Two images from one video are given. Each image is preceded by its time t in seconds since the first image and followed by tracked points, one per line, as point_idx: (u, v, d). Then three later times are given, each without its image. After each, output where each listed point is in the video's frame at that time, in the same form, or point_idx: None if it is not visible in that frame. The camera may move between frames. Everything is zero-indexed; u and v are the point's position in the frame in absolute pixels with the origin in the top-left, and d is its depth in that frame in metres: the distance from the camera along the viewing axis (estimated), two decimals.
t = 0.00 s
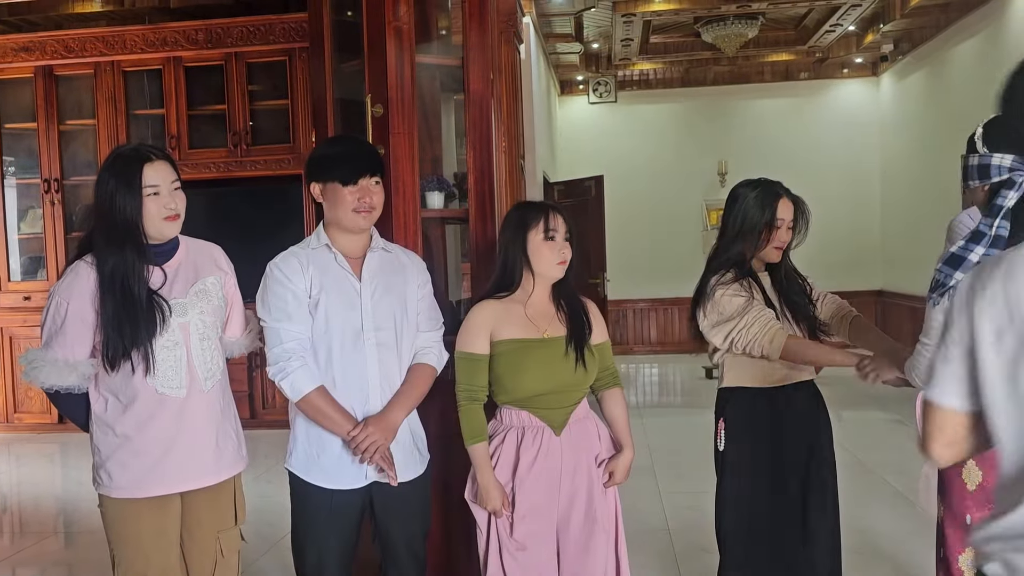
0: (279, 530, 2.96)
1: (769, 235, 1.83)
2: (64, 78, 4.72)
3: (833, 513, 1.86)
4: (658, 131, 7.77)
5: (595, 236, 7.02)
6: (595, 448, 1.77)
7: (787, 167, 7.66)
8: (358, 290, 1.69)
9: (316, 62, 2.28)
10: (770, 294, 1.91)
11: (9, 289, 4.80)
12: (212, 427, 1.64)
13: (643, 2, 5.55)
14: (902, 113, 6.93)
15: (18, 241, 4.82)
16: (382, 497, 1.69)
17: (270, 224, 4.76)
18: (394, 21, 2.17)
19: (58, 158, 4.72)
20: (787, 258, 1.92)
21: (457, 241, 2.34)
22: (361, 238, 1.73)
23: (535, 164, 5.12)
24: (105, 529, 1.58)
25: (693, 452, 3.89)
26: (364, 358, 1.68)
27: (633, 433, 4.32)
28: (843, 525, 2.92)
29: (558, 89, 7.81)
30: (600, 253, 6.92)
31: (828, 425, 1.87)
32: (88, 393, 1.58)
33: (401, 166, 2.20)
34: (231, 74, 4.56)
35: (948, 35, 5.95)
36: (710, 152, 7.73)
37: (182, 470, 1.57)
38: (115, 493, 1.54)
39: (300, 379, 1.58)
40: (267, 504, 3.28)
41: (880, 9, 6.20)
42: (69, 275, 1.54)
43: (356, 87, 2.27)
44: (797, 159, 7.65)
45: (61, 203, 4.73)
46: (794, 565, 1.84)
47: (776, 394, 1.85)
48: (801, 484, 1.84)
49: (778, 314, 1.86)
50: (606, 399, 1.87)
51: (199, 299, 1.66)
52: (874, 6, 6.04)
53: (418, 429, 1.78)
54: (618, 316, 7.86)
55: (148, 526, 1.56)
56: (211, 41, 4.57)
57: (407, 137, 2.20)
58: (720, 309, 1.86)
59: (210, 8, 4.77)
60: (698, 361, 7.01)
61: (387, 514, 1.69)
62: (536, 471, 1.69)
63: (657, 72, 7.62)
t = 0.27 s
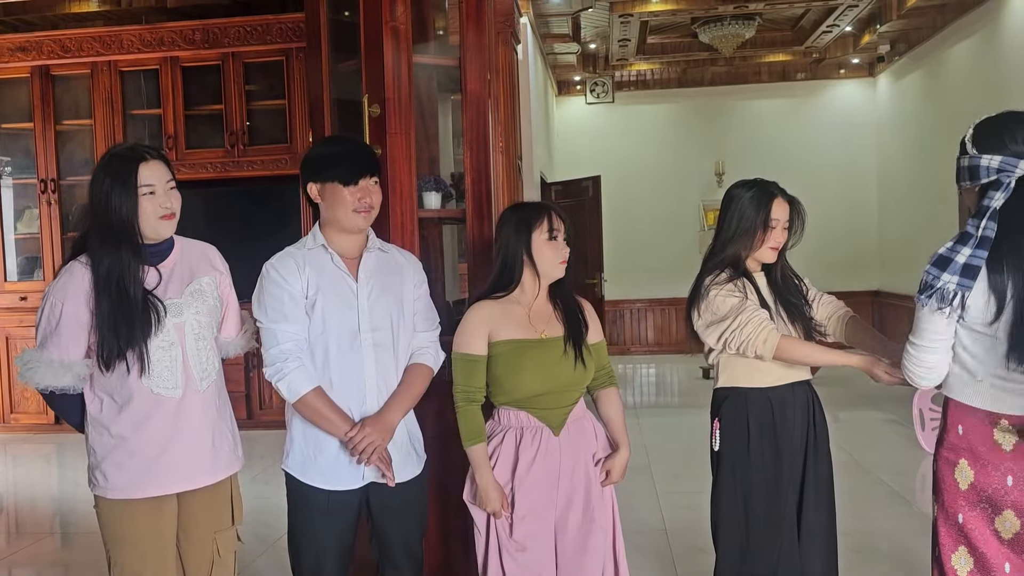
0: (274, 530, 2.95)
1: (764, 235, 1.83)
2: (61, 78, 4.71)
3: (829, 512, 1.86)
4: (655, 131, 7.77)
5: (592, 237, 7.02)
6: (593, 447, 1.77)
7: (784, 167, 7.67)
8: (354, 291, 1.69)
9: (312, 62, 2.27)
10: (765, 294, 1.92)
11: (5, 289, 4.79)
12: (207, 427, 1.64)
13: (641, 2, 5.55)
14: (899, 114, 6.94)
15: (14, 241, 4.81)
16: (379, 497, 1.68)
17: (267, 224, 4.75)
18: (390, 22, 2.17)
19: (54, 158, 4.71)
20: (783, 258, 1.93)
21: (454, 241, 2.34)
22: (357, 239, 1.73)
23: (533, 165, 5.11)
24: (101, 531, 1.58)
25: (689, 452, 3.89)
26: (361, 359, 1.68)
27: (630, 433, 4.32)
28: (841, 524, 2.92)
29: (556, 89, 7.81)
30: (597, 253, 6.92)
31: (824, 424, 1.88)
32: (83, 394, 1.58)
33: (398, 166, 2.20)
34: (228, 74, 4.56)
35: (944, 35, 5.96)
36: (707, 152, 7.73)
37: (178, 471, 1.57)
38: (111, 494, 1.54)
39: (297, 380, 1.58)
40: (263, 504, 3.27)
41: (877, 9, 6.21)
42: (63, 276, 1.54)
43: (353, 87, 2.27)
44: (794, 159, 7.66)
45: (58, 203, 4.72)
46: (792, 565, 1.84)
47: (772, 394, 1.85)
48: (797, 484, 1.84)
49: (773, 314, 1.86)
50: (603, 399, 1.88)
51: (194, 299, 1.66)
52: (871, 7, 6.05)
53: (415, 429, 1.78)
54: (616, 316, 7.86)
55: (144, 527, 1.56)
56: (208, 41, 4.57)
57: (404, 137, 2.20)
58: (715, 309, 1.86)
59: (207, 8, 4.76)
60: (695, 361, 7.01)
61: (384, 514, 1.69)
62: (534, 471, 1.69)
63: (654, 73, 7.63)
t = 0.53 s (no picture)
0: (272, 530, 2.95)
1: (761, 236, 1.84)
2: (58, 78, 4.71)
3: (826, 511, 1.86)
4: (652, 132, 7.78)
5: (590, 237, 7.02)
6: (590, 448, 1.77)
7: (782, 167, 7.67)
8: (352, 291, 1.69)
9: (310, 62, 2.27)
10: (761, 294, 1.92)
11: (2, 289, 4.78)
12: (203, 427, 1.64)
13: (638, 2, 5.55)
14: (896, 114, 6.95)
15: (12, 241, 4.80)
16: (376, 497, 1.68)
17: (265, 224, 4.75)
18: (388, 21, 2.17)
19: (52, 158, 4.70)
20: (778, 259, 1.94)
21: (452, 241, 2.34)
22: (355, 240, 1.73)
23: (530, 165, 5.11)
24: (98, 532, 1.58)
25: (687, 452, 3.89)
26: (358, 359, 1.68)
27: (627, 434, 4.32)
28: (839, 524, 2.92)
29: (554, 89, 7.81)
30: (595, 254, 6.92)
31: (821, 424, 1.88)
32: (79, 395, 1.58)
33: (395, 166, 2.20)
34: (226, 74, 4.56)
35: (941, 36, 5.97)
36: (704, 153, 7.74)
37: (174, 471, 1.57)
38: (107, 495, 1.54)
39: (295, 381, 1.57)
40: (260, 505, 3.27)
41: (874, 10, 6.22)
42: (57, 277, 1.54)
43: (350, 87, 2.27)
44: (791, 160, 7.66)
45: (55, 203, 4.72)
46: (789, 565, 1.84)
47: (768, 394, 1.85)
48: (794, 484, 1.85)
49: (769, 314, 1.87)
50: (600, 399, 1.88)
51: (189, 298, 1.66)
52: (868, 7, 6.06)
53: (412, 430, 1.78)
54: (613, 316, 7.87)
55: (141, 528, 1.56)
56: (206, 41, 4.56)
57: (402, 137, 2.19)
58: (712, 309, 1.86)
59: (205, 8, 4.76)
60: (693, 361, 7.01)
61: (381, 515, 1.69)
62: (531, 471, 1.69)
63: (652, 73, 7.63)
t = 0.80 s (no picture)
0: (271, 530, 2.95)
1: (759, 236, 1.84)
2: (57, 78, 4.70)
3: (825, 512, 1.86)
4: (651, 132, 7.78)
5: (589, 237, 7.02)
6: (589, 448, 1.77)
7: (781, 167, 7.67)
8: (350, 291, 1.69)
9: (309, 62, 2.27)
10: (759, 294, 1.92)
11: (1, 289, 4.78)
12: (202, 426, 1.64)
13: (637, 2, 5.55)
14: (895, 114, 6.95)
15: (10, 241, 4.80)
16: (376, 498, 1.68)
17: (263, 224, 4.75)
18: (387, 21, 2.17)
19: (50, 158, 4.70)
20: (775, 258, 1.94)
21: (451, 241, 2.34)
22: (354, 240, 1.73)
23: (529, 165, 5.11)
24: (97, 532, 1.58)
25: (685, 452, 3.90)
26: (357, 359, 1.68)
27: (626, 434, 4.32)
28: (837, 524, 2.92)
29: (552, 89, 7.81)
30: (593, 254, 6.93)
31: (819, 425, 1.88)
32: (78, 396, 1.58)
33: (394, 166, 2.19)
34: (224, 74, 4.56)
35: (940, 36, 5.98)
36: (703, 153, 7.74)
37: (173, 470, 1.57)
38: (106, 495, 1.54)
39: (294, 382, 1.57)
40: (259, 505, 3.27)
41: (873, 10, 6.23)
42: (54, 278, 1.54)
43: (350, 87, 2.27)
44: (790, 160, 7.67)
45: (53, 203, 4.71)
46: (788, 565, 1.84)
47: (767, 394, 1.85)
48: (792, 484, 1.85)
49: (767, 314, 1.87)
50: (599, 399, 1.88)
51: (187, 298, 1.66)
52: (867, 8, 6.06)
53: (411, 430, 1.78)
54: (612, 317, 7.87)
55: (140, 528, 1.56)
56: (205, 40, 4.56)
57: (401, 137, 2.19)
58: (710, 310, 1.86)
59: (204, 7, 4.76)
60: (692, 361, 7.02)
61: (380, 515, 1.69)
62: (530, 472, 1.69)
63: (651, 73, 7.64)
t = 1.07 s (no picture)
0: (268, 530, 2.95)
1: (757, 235, 1.84)
2: (54, 78, 4.70)
3: (822, 513, 1.87)
4: (649, 132, 7.79)
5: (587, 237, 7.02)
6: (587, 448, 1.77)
7: (779, 167, 7.68)
8: (348, 291, 1.69)
9: (306, 62, 2.27)
10: (756, 293, 1.93)
11: None
12: (201, 425, 1.64)
13: (635, 2, 5.55)
14: (893, 114, 6.96)
15: (7, 241, 4.79)
16: (374, 497, 1.68)
17: (261, 223, 4.75)
18: (385, 21, 2.17)
19: (47, 158, 4.70)
20: (772, 258, 1.95)
21: (449, 241, 2.34)
22: (352, 240, 1.73)
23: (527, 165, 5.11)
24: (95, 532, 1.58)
25: (683, 452, 3.90)
26: (355, 359, 1.68)
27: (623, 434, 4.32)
28: (834, 524, 2.93)
29: (550, 89, 7.82)
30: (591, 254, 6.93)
31: (816, 424, 1.89)
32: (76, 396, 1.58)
33: (392, 166, 2.19)
34: (222, 74, 4.55)
35: (937, 36, 5.98)
36: (701, 153, 7.75)
37: (171, 470, 1.57)
38: (104, 494, 1.54)
39: (291, 383, 1.57)
40: (256, 505, 3.27)
41: (870, 10, 6.23)
42: (51, 279, 1.53)
43: (347, 87, 2.27)
44: (788, 160, 7.67)
45: (51, 203, 4.71)
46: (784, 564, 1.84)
47: (765, 394, 1.86)
48: (789, 483, 1.85)
49: (765, 314, 1.87)
50: (596, 398, 1.89)
51: (185, 297, 1.66)
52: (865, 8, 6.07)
53: (409, 429, 1.78)
54: (610, 316, 7.87)
55: (138, 528, 1.56)
56: (202, 40, 4.55)
57: (399, 137, 2.19)
58: (708, 310, 1.86)
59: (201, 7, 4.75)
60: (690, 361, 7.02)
61: (378, 515, 1.69)
62: (527, 472, 1.69)
63: (649, 73, 7.64)
